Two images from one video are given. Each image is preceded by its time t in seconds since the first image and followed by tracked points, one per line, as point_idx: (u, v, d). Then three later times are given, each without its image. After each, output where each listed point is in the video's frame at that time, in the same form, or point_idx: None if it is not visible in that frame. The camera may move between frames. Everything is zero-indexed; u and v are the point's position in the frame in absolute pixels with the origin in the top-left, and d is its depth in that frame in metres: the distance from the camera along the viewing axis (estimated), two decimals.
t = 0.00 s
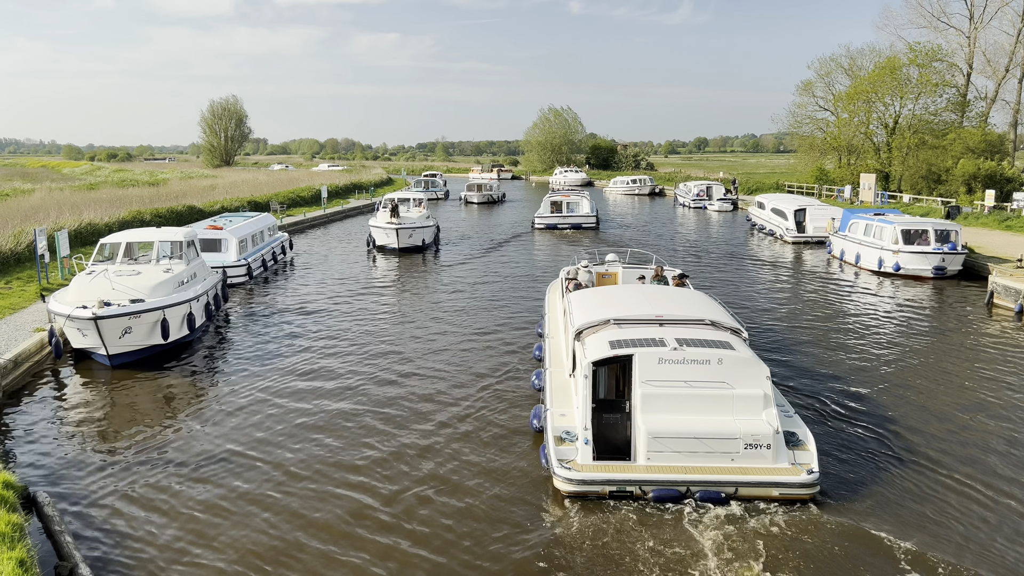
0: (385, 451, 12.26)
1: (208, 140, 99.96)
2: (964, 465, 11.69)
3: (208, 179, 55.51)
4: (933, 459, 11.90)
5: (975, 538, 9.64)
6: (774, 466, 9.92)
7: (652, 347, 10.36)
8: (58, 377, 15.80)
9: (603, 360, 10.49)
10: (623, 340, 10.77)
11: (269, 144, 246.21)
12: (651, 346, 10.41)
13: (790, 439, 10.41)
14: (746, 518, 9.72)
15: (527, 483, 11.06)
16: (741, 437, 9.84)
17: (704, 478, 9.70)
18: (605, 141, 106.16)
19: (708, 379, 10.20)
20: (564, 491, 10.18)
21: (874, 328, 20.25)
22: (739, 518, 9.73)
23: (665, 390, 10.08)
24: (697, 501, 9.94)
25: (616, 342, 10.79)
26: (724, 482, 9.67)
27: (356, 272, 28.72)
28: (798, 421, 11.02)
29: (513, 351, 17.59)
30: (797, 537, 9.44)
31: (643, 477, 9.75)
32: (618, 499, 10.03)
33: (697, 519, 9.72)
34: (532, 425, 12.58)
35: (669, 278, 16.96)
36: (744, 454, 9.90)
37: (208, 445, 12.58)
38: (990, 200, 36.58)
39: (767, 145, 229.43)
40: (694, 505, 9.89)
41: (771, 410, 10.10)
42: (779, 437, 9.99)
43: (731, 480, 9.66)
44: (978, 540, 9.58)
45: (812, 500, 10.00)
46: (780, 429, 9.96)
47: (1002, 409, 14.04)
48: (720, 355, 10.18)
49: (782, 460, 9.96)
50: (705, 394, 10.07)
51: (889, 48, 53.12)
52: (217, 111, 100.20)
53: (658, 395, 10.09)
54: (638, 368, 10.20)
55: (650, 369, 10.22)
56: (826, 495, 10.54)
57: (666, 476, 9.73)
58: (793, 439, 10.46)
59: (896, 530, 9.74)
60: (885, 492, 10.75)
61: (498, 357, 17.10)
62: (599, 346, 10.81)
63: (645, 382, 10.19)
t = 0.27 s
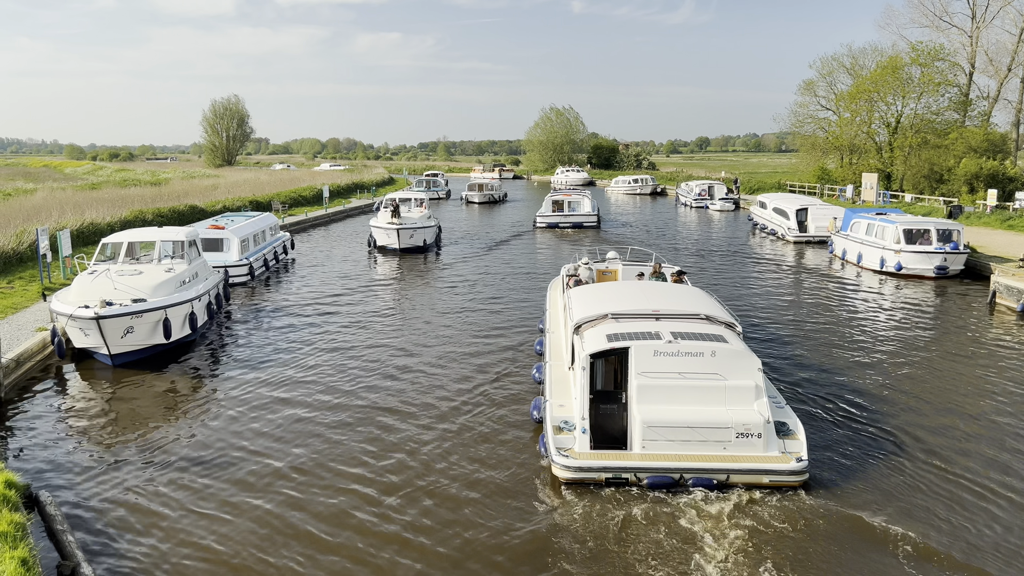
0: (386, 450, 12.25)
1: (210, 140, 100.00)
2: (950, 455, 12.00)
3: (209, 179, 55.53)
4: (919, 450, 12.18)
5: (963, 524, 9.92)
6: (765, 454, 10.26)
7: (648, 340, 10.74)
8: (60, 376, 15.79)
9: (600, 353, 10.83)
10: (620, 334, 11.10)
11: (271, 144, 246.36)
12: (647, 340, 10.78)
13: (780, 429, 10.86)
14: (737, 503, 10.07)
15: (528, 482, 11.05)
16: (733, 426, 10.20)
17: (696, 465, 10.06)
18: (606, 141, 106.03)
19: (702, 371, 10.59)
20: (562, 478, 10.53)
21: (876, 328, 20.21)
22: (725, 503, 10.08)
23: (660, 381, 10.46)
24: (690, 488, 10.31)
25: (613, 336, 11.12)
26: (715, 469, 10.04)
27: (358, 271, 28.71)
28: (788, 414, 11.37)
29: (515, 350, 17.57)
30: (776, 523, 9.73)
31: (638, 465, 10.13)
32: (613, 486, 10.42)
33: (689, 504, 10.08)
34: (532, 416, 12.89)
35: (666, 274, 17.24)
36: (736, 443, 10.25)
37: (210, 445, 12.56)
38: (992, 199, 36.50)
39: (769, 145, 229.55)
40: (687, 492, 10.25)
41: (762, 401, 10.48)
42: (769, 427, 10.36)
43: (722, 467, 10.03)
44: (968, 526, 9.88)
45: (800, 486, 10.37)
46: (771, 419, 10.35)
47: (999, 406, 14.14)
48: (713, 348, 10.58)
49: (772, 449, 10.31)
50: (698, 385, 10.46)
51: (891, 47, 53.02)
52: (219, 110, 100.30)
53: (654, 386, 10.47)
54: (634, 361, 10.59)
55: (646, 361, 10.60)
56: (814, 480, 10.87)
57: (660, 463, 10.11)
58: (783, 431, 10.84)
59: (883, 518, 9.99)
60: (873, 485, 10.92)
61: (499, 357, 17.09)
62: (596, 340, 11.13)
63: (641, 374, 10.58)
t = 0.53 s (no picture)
0: (387, 451, 12.23)
1: (212, 139, 100.08)
2: (939, 447, 12.29)
3: (211, 178, 55.60)
4: (907, 442, 12.45)
5: (951, 511, 10.25)
6: (756, 443, 10.64)
7: (644, 333, 10.94)
8: (62, 376, 15.81)
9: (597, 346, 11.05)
10: (617, 327, 11.31)
11: (273, 143, 246.64)
12: (643, 333, 10.98)
13: (771, 419, 11.23)
14: (729, 490, 10.48)
15: (530, 483, 11.04)
16: (725, 416, 10.56)
17: (690, 454, 10.48)
18: (608, 140, 105.95)
19: (696, 363, 10.79)
20: (561, 466, 10.89)
21: (878, 327, 20.21)
22: (714, 492, 10.43)
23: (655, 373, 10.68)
24: (684, 476, 10.70)
25: (610, 329, 11.33)
26: (708, 457, 10.44)
27: (360, 271, 28.74)
28: (781, 403, 11.74)
29: (516, 350, 17.59)
30: (761, 511, 10.05)
31: (633, 453, 10.53)
32: (610, 473, 10.81)
33: (683, 491, 10.49)
34: (532, 407, 13.21)
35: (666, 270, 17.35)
36: (728, 432, 10.62)
37: (212, 444, 12.58)
38: (995, 199, 36.44)
39: (771, 144, 229.22)
40: (681, 479, 10.65)
41: (754, 392, 10.77)
42: (761, 417, 10.69)
43: (715, 456, 10.43)
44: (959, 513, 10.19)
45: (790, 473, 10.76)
46: (762, 409, 10.65)
47: (1000, 405, 14.16)
48: (707, 341, 10.75)
49: (763, 438, 10.67)
50: (692, 377, 10.71)
51: (894, 46, 52.92)
52: (221, 110, 100.37)
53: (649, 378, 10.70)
54: (630, 353, 10.80)
55: (642, 354, 10.80)
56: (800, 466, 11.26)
57: (655, 452, 10.48)
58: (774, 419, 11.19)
59: (873, 509, 10.24)
60: (877, 486, 10.90)
61: (501, 356, 17.11)
62: (593, 333, 11.35)
63: (637, 366, 10.80)
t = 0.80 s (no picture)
0: (388, 451, 12.20)
1: (214, 139, 100.21)
2: (942, 446, 12.26)
3: (214, 178, 55.69)
4: (906, 439, 12.53)
5: (947, 498, 10.53)
6: (749, 433, 10.95)
7: (640, 327, 11.30)
8: (64, 376, 15.84)
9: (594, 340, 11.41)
10: (615, 321, 11.66)
11: (275, 143, 246.96)
12: (639, 327, 11.33)
13: (763, 411, 11.55)
14: (721, 479, 10.75)
15: (531, 483, 10.98)
16: (718, 407, 10.89)
17: (684, 443, 10.77)
18: (610, 140, 105.89)
19: (691, 356, 11.14)
20: (559, 455, 11.25)
21: (880, 327, 20.19)
22: (709, 480, 10.67)
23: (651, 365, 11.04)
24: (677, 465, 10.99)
25: (607, 323, 11.68)
26: (702, 446, 10.74)
27: (362, 271, 28.76)
28: (774, 396, 12.08)
29: (518, 349, 17.59)
30: (755, 498, 10.29)
31: (629, 441, 10.85)
32: (607, 462, 11.14)
33: (677, 478, 10.76)
34: (532, 399, 13.56)
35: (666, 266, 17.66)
36: (722, 422, 10.94)
37: (214, 444, 12.58)
38: (997, 198, 36.37)
39: (773, 144, 228.84)
40: (675, 468, 10.94)
41: (747, 383, 11.09)
42: (753, 408, 11.03)
43: (708, 445, 10.73)
44: (954, 501, 10.46)
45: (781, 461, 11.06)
46: (754, 401, 10.99)
47: (1002, 404, 14.14)
48: (701, 334, 11.10)
49: (755, 428, 11.00)
50: (687, 369, 11.05)
51: (896, 45, 52.84)
52: (224, 110, 100.48)
53: (645, 370, 11.06)
54: (627, 346, 11.16)
55: (638, 347, 11.17)
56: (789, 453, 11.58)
57: (651, 441, 10.79)
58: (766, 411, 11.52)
59: (877, 508, 10.21)
60: (881, 485, 10.86)
61: (503, 356, 17.10)
62: (591, 327, 11.70)
63: (633, 359, 11.15)
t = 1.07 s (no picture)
0: (390, 451, 12.18)
1: (217, 139, 100.33)
2: (946, 446, 12.22)
3: (216, 178, 55.74)
4: (909, 438, 12.51)
5: (948, 490, 10.73)
6: (741, 424, 11.22)
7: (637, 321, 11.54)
8: (67, 376, 15.85)
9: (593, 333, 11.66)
10: (613, 316, 11.90)
11: (278, 143, 247.28)
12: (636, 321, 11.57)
13: (755, 402, 11.81)
14: (715, 468, 11.01)
15: (534, 483, 10.94)
16: (712, 398, 11.15)
17: (679, 433, 11.04)
18: (613, 140, 105.78)
19: (686, 349, 11.39)
20: (557, 445, 11.52)
21: (882, 327, 20.14)
22: (712, 471, 10.89)
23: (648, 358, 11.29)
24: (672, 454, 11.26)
25: (606, 318, 11.93)
26: (696, 436, 11.01)
27: (364, 271, 28.77)
28: (767, 388, 12.38)
29: (520, 349, 17.56)
30: (758, 489, 10.51)
31: (626, 432, 11.13)
32: (604, 451, 11.41)
33: (674, 467, 11.01)
34: (533, 392, 13.84)
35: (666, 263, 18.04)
36: (715, 413, 11.21)
37: (216, 444, 12.57)
38: (1000, 198, 36.26)
39: (775, 144, 228.50)
40: (669, 457, 11.21)
41: (740, 376, 11.34)
42: (745, 399, 11.30)
43: (702, 435, 11.00)
44: (956, 492, 10.66)
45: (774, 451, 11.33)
46: (747, 393, 11.26)
47: (1006, 404, 14.10)
48: (696, 328, 11.34)
49: (748, 419, 11.27)
50: (682, 362, 11.30)
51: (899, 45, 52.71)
52: (226, 110, 100.58)
53: (642, 363, 11.31)
54: (624, 340, 11.41)
55: (635, 341, 11.42)
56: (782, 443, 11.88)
57: (646, 431, 11.07)
58: (759, 402, 11.81)
59: (882, 507, 10.19)
60: (886, 485, 10.82)
61: (505, 356, 17.08)
62: (590, 321, 11.95)
63: (630, 352, 11.40)
